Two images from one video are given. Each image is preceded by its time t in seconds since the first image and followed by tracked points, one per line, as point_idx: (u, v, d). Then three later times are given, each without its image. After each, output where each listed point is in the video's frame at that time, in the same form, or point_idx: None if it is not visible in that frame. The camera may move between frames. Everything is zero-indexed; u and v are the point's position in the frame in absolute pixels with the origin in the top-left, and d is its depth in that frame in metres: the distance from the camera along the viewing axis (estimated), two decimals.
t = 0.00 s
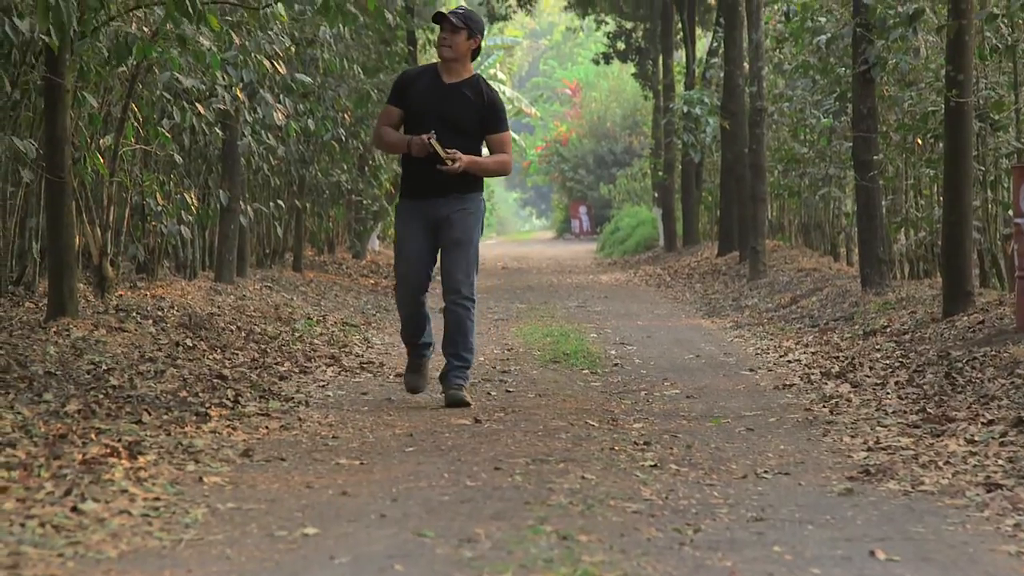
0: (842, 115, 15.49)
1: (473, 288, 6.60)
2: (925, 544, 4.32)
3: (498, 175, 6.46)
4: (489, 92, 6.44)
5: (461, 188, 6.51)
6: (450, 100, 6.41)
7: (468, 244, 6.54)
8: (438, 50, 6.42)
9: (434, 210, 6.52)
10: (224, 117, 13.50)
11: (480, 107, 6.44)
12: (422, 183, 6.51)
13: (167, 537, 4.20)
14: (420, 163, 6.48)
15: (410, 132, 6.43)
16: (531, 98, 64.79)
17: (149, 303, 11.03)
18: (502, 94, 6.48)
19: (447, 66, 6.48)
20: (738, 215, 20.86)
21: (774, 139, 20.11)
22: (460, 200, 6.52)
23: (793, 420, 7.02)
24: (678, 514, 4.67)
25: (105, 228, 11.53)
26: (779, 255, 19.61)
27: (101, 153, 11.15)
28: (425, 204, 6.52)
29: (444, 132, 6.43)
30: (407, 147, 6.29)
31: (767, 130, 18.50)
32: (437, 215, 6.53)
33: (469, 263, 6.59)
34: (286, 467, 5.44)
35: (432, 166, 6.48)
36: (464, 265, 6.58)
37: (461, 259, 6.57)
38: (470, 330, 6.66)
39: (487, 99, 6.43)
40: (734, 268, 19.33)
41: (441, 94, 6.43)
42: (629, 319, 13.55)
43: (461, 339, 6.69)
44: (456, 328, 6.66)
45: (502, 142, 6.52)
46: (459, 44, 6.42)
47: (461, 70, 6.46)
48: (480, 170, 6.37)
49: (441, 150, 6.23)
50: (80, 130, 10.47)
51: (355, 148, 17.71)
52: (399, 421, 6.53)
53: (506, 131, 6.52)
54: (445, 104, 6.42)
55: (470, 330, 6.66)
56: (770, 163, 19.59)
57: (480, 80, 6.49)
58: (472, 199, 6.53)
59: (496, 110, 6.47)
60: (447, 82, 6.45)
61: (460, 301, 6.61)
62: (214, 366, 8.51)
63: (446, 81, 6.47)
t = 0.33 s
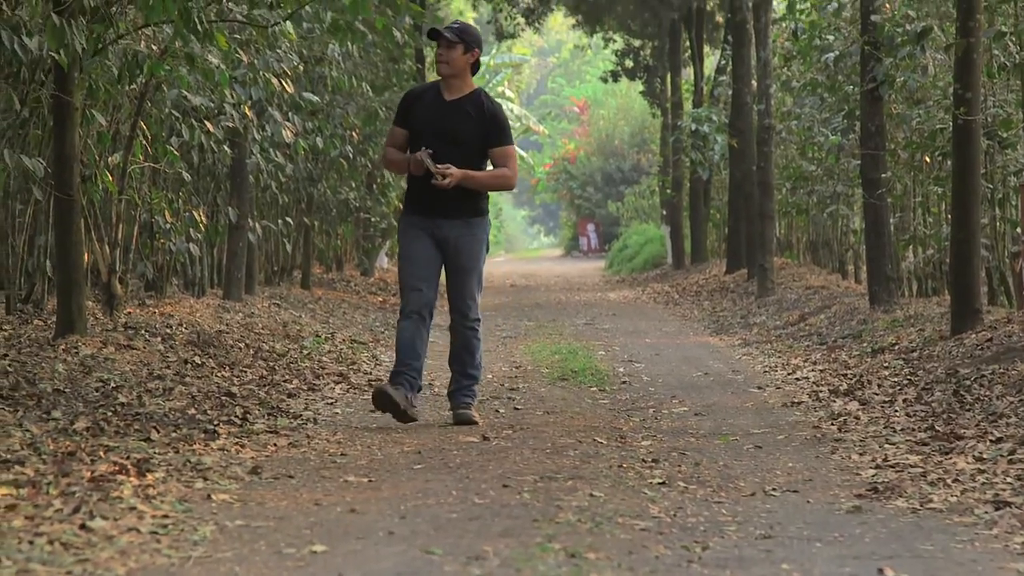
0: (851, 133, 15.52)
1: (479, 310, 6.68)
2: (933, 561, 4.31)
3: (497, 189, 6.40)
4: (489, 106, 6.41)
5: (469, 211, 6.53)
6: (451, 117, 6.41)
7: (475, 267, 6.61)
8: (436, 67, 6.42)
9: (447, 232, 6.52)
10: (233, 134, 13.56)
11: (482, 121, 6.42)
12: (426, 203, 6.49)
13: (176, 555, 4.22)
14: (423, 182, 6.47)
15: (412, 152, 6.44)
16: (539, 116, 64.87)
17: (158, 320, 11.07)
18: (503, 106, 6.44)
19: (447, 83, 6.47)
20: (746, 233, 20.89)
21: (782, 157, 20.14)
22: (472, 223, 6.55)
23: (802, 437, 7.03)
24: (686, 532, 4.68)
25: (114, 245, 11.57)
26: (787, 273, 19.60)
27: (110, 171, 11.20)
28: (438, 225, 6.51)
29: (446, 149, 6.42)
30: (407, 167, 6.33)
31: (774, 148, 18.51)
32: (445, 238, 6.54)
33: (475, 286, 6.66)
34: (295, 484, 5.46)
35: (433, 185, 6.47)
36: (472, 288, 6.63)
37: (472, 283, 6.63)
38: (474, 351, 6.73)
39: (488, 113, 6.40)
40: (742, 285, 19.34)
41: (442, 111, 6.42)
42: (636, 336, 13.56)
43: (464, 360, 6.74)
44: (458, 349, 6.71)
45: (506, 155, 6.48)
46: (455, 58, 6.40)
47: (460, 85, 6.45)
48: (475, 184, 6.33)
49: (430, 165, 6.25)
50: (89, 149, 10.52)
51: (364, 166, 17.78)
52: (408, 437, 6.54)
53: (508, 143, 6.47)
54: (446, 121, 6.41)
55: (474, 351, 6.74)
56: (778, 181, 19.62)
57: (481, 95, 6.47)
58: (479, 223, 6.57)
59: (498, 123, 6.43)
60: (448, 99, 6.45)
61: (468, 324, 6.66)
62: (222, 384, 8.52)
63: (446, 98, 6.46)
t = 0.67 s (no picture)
0: (861, 147, 15.52)
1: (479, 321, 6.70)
2: None
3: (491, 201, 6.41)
4: (471, 117, 6.42)
5: (459, 224, 6.53)
6: (434, 131, 6.39)
7: (472, 281, 6.61)
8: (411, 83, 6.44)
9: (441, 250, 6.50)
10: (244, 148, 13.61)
11: (465, 133, 6.42)
12: (417, 221, 6.47)
13: (186, 568, 4.23)
14: (413, 200, 6.45)
15: (398, 171, 6.41)
16: (549, 130, 64.93)
17: (168, 333, 11.11)
18: (484, 117, 6.45)
19: (424, 99, 6.48)
20: (756, 246, 20.89)
21: (792, 171, 20.15)
22: (462, 237, 6.55)
23: (812, 450, 7.03)
24: (697, 545, 4.68)
25: (124, 258, 11.60)
26: (797, 286, 19.58)
27: (121, 185, 11.24)
28: (431, 242, 6.49)
29: (433, 164, 6.39)
30: (396, 186, 6.26)
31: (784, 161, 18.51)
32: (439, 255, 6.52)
33: (474, 299, 6.66)
34: (305, 497, 5.47)
35: (425, 201, 6.45)
36: (470, 301, 6.63)
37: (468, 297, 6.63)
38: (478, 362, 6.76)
39: (471, 123, 6.41)
40: (752, 299, 19.34)
41: (424, 126, 6.41)
42: (646, 350, 13.58)
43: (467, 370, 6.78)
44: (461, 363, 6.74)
45: (491, 166, 6.49)
46: (430, 73, 6.42)
47: (438, 100, 6.46)
48: (471, 197, 6.33)
49: (426, 183, 6.22)
50: (99, 162, 10.57)
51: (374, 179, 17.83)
52: (416, 451, 6.55)
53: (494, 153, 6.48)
54: (429, 136, 6.39)
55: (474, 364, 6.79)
56: (787, 195, 19.63)
57: (461, 107, 6.48)
58: (470, 236, 6.58)
59: (482, 133, 6.43)
60: (427, 114, 6.44)
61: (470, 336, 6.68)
62: (233, 397, 8.54)
63: (425, 113, 6.46)
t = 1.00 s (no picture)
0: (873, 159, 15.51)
1: (466, 326, 6.51)
2: None
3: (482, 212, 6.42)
4: (462, 125, 6.38)
5: (450, 228, 6.46)
6: (424, 140, 6.36)
7: (457, 280, 6.45)
8: (401, 91, 6.36)
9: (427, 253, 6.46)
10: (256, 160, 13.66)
11: (456, 141, 6.39)
12: (407, 229, 6.45)
13: None
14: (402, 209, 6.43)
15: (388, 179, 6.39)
16: (561, 141, 64.97)
17: (180, 345, 11.14)
18: (475, 124, 6.41)
19: (414, 105, 6.41)
20: (768, 259, 20.87)
21: (804, 182, 20.14)
22: (450, 240, 6.46)
23: (825, 462, 7.02)
24: (710, 557, 4.68)
25: (136, 270, 11.63)
26: (809, 298, 19.56)
27: (133, 197, 11.29)
28: (420, 247, 6.46)
29: (424, 173, 6.37)
30: (387, 195, 6.25)
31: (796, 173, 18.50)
32: (423, 260, 6.48)
33: (461, 298, 6.49)
34: (317, 509, 5.48)
35: (417, 211, 6.42)
36: (455, 304, 6.48)
37: (454, 300, 6.48)
38: (461, 370, 6.55)
39: (461, 132, 6.37)
40: (765, 310, 19.33)
41: (415, 134, 6.37)
42: (659, 361, 13.57)
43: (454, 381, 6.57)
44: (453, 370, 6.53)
45: (482, 174, 6.47)
46: (421, 81, 6.34)
47: (428, 107, 6.40)
48: (464, 209, 6.33)
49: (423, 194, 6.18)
50: (112, 174, 10.62)
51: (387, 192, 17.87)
52: (429, 463, 6.55)
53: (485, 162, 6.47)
54: (420, 145, 6.36)
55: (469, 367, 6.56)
56: (800, 207, 19.61)
57: (451, 114, 6.42)
58: (454, 236, 6.46)
59: (473, 142, 6.41)
60: (417, 122, 6.39)
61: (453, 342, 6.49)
62: (245, 409, 8.56)
63: (415, 120, 6.41)
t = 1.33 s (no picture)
0: (892, 168, 15.48)
1: (450, 348, 6.40)
2: None
3: (474, 231, 6.34)
4: (469, 141, 6.33)
5: (443, 245, 6.39)
6: (431, 153, 6.34)
7: (446, 298, 6.37)
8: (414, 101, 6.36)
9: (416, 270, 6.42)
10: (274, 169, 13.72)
11: (462, 157, 6.34)
12: (404, 242, 6.43)
13: None
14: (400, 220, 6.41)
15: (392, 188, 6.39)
16: (579, 151, 64.98)
17: (199, 354, 11.20)
18: (483, 141, 6.34)
19: (427, 116, 6.40)
20: (786, 268, 20.84)
21: (822, 192, 20.12)
22: (439, 256, 6.39)
23: (843, 472, 7.01)
24: (729, 567, 4.69)
25: (155, 280, 11.68)
26: (826, 308, 19.53)
27: (153, 206, 11.36)
28: (410, 263, 6.43)
29: (426, 185, 6.34)
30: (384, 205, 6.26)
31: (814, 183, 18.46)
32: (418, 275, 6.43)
33: (449, 319, 6.40)
34: (336, 519, 5.50)
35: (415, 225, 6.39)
36: (441, 323, 6.40)
37: (441, 319, 6.40)
38: (449, 395, 6.46)
39: (467, 149, 6.32)
40: (783, 320, 19.31)
41: (422, 145, 6.35)
42: (677, 371, 13.57)
43: (441, 405, 6.48)
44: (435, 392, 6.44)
45: (486, 193, 6.38)
46: (432, 92, 6.32)
47: (440, 119, 6.39)
48: (452, 225, 6.28)
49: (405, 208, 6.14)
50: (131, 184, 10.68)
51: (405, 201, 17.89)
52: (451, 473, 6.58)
53: (489, 181, 6.39)
54: (426, 157, 6.34)
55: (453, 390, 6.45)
56: (818, 217, 19.57)
57: (462, 129, 6.38)
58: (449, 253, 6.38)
59: (479, 158, 6.34)
60: (428, 133, 6.38)
61: (436, 364, 6.41)
62: (263, 418, 8.60)
63: (427, 131, 6.40)
